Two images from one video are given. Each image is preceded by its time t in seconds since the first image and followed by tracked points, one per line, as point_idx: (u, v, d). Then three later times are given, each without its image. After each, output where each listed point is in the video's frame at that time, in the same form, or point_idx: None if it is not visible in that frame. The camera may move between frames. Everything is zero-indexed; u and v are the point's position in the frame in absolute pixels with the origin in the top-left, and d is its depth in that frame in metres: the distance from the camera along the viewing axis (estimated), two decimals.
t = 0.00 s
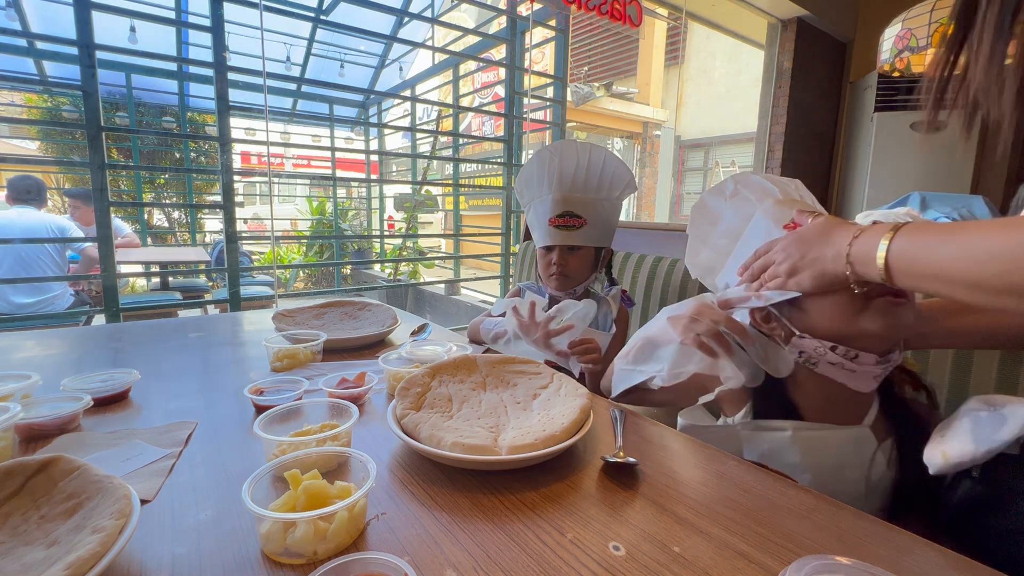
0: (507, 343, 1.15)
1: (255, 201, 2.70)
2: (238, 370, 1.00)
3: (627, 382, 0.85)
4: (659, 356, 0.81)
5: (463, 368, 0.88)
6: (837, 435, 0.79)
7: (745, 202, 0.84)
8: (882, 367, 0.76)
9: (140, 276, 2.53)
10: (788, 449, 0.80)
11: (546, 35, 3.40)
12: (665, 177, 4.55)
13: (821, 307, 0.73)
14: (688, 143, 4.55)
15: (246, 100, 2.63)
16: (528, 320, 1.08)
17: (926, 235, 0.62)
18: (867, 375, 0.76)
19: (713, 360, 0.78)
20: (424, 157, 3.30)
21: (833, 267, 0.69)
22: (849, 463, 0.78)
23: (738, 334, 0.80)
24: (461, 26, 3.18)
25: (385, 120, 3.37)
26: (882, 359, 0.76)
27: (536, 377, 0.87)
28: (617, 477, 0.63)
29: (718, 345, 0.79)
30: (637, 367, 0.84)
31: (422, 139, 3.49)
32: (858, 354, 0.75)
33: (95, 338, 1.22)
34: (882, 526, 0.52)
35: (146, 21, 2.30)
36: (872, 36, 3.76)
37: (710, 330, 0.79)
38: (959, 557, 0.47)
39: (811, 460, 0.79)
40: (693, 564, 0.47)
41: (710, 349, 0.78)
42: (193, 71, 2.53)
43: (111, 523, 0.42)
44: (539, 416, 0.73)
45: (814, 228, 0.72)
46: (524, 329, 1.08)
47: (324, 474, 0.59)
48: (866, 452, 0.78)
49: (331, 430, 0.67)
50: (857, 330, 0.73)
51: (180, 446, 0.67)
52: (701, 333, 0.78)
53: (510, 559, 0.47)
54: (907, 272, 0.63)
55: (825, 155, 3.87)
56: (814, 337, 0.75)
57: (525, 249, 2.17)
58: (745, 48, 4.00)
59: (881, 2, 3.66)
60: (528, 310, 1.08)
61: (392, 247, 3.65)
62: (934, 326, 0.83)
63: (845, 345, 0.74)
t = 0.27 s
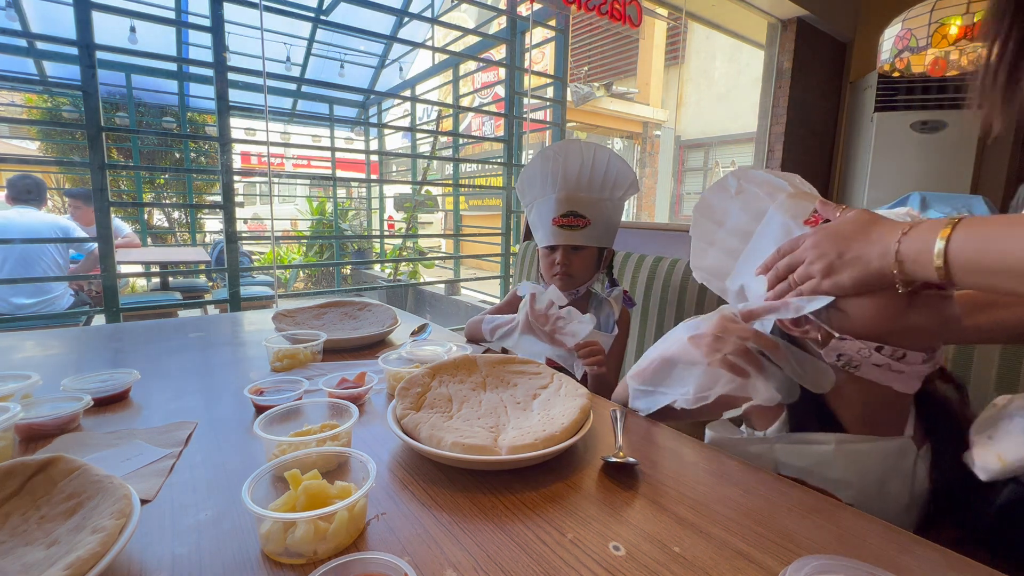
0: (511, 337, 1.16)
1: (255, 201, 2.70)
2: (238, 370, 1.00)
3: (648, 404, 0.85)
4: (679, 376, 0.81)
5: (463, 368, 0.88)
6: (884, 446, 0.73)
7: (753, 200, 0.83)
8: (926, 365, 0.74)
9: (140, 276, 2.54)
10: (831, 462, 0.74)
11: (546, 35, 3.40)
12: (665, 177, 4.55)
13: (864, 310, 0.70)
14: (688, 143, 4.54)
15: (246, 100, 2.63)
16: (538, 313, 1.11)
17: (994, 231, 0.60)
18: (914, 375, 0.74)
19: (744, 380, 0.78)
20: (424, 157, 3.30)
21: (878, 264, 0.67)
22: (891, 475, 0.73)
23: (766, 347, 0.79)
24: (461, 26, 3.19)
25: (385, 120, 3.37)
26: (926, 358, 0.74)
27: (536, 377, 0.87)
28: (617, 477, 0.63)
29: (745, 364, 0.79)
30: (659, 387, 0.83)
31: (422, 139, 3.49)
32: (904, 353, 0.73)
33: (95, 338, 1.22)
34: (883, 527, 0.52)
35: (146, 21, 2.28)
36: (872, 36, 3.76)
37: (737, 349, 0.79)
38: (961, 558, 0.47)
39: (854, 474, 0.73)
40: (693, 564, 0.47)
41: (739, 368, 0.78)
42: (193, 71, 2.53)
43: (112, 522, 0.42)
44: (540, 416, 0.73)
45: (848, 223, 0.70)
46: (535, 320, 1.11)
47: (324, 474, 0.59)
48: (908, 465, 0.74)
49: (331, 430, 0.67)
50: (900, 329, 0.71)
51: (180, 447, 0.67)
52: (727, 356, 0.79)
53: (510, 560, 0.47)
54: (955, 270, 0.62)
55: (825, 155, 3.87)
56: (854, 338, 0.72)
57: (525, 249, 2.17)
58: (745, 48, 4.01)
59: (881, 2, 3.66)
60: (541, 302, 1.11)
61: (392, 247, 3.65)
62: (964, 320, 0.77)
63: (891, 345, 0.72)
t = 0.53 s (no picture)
0: (512, 339, 1.22)
1: (255, 201, 2.70)
2: (238, 370, 1.00)
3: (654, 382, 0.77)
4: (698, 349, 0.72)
5: (464, 368, 0.88)
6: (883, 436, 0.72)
7: (758, 189, 0.83)
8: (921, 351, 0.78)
9: (140, 276, 2.54)
10: (831, 450, 0.72)
11: (546, 35, 3.40)
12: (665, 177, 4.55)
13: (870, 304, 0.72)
14: (688, 143, 4.53)
15: (246, 100, 2.63)
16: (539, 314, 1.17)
17: None
18: (910, 361, 0.77)
19: (761, 357, 0.68)
20: (424, 157, 3.30)
21: (909, 245, 0.64)
22: (891, 467, 0.72)
23: (789, 332, 0.69)
24: (461, 26, 3.18)
25: (385, 120, 3.37)
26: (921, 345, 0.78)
27: (536, 377, 0.87)
28: (617, 477, 0.63)
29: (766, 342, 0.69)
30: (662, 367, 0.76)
31: (422, 139, 3.49)
32: (903, 341, 0.76)
33: (96, 338, 1.22)
34: (883, 527, 0.52)
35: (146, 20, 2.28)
36: (872, 36, 3.76)
37: (760, 326, 0.69)
38: (961, 559, 0.47)
39: (854, 464, 0.71)
40: (693, 564, 0.47)
41: (759, 346, 0.68)
42: (193, 71, 2.53)
43: (112, 523, 0.42)
44: (540, 416, 0.73)
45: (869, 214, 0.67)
46: (536, 323, 1.16)
47: (324, 474, 0.59)
48: (906, 455, 0.72)
49: (331, 430, 0.67)
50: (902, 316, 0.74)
51: (180, 447, 0.67)
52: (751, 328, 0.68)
53: (511, 560, 0.47)
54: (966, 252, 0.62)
55: (825, 155, 3.87)
56: (859, 327, 0.75)
57: (525, 249, 2.18)
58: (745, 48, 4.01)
59: (881, 2, 3.66)
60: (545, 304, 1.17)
61: (392, 247, 3.66)
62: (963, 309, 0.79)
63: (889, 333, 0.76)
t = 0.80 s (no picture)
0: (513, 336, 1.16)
1: (255, 201, 2.70)
2: (238, 371, 1.00)
3: (616, 389, 0.90)
4: (648, 359, 0.86)
5: (464, 368, 0.88)
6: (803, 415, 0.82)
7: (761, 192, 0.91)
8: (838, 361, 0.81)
9: (140, 276, 2.53)
10: (760, 426, 0.84)
11: (546, 35, 3.40)
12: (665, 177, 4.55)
13: (784, 300, 0.80)
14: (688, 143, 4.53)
15: (246, 100, 2.63)
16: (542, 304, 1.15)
17: (1023, 219, 0.55)
18: (820, 368, 0.82)
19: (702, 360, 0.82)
20: (424, 157, 3.30)
21: (893, 242, 0.63)
22: (818, 444, 0.81)
23: (725, 335, 0.83)
24: (462, 26, 3.18)
25: (385, 120, 3.37)
26: (837, 355, 0.81)
27: (536, 377, 0.87)
28: (617, 476, 0.63)
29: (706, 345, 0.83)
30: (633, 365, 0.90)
31: (422, 139, 3.49)
32: (812, 348, 0.81)
33: (96, 338, 1.22)
34: (882, 527, 0.52)
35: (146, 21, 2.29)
36: (872, 36, 3.76)
37: (700, 331, 0.83)
38: (961, 558, 0.47)
39: (780, 440, 0.83)
40: (693, 564, 0.47)
41: (698, 349, 0.82)
42: (193, 71, 2.53)
43: (112, 523, 0.42)
44: (540, 416, 0.73)
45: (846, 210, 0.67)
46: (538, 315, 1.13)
47: (324, 474, 0.59)
48: (837, 434, 0.81)
49: (331, 430, 0.67)
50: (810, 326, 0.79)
51: (180, 447, 0.67)
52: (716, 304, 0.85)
53: (511, 560, 0.47)
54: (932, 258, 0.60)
55: (825, 155, 3.86)
56: (775, 328, 0.84)
57: (525, 249, 2.18)
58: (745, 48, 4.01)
59: (881, 2, 3.66)
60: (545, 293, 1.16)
61: (392, 247, 3.66)
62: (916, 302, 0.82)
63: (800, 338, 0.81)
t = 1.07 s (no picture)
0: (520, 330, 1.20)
1: (255, 201, 2.70)
2: (238, 371, 1.00)
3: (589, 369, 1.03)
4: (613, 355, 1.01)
5: (464, 368, 0.88)
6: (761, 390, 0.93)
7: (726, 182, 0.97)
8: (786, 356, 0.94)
9: (140, 276, 2.53)
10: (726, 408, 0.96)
11: (546, 35, 3.40)
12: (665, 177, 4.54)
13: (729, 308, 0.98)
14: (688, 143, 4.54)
15: (246, 100, 2.63)
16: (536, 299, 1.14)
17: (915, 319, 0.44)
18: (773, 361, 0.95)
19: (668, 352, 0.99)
20: (424, 157, 3.29)
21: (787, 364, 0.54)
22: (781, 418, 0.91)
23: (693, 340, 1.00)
24: (462, 26, 3.18)
25: (385, 120, 3.37)
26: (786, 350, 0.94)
27: (536, 377, 0.87)
28: (616, 476, 0.63)
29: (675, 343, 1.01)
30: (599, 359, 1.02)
31: (422, 139, 3.49)
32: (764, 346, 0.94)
33: (96, 338, 1.22)
34: (882, 527, 0.52)
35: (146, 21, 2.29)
36: (872, 37, 3.76)
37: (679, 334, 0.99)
38: (960, 558, 0.47)
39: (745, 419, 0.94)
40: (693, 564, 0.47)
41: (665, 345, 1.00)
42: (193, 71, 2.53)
43: (112, 522, 0.42)
44: (540, 416, 0.73)
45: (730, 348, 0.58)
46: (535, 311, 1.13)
47: (324, 474, 0.59)
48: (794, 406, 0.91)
49: (331, 430, 0.67)
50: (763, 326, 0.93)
51: (181, 447, 0.67)
52: (694, 317, 1.15)
53: (511, 560, 0.47)
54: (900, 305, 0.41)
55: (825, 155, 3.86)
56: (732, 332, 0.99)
57: (525, 249, 2.18)
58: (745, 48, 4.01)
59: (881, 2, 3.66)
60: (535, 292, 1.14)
61: (392, 247, 3.66)
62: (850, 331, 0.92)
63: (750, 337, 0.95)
